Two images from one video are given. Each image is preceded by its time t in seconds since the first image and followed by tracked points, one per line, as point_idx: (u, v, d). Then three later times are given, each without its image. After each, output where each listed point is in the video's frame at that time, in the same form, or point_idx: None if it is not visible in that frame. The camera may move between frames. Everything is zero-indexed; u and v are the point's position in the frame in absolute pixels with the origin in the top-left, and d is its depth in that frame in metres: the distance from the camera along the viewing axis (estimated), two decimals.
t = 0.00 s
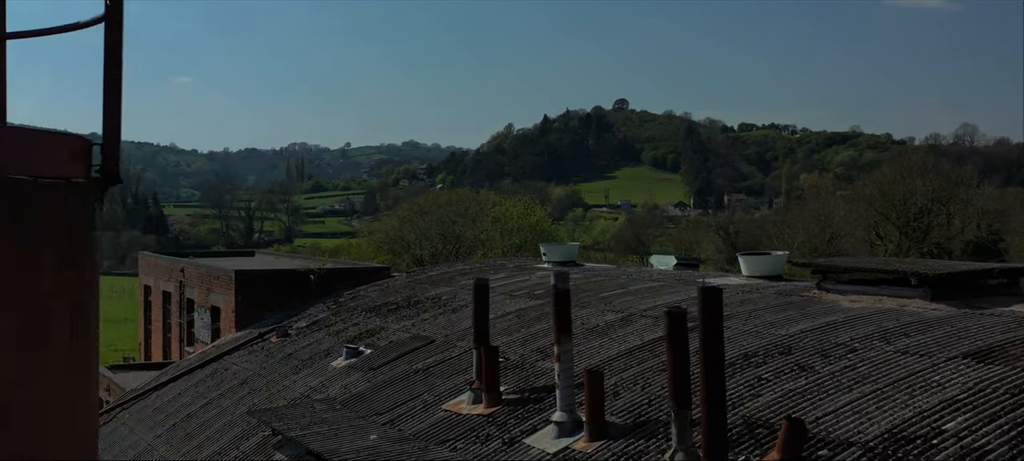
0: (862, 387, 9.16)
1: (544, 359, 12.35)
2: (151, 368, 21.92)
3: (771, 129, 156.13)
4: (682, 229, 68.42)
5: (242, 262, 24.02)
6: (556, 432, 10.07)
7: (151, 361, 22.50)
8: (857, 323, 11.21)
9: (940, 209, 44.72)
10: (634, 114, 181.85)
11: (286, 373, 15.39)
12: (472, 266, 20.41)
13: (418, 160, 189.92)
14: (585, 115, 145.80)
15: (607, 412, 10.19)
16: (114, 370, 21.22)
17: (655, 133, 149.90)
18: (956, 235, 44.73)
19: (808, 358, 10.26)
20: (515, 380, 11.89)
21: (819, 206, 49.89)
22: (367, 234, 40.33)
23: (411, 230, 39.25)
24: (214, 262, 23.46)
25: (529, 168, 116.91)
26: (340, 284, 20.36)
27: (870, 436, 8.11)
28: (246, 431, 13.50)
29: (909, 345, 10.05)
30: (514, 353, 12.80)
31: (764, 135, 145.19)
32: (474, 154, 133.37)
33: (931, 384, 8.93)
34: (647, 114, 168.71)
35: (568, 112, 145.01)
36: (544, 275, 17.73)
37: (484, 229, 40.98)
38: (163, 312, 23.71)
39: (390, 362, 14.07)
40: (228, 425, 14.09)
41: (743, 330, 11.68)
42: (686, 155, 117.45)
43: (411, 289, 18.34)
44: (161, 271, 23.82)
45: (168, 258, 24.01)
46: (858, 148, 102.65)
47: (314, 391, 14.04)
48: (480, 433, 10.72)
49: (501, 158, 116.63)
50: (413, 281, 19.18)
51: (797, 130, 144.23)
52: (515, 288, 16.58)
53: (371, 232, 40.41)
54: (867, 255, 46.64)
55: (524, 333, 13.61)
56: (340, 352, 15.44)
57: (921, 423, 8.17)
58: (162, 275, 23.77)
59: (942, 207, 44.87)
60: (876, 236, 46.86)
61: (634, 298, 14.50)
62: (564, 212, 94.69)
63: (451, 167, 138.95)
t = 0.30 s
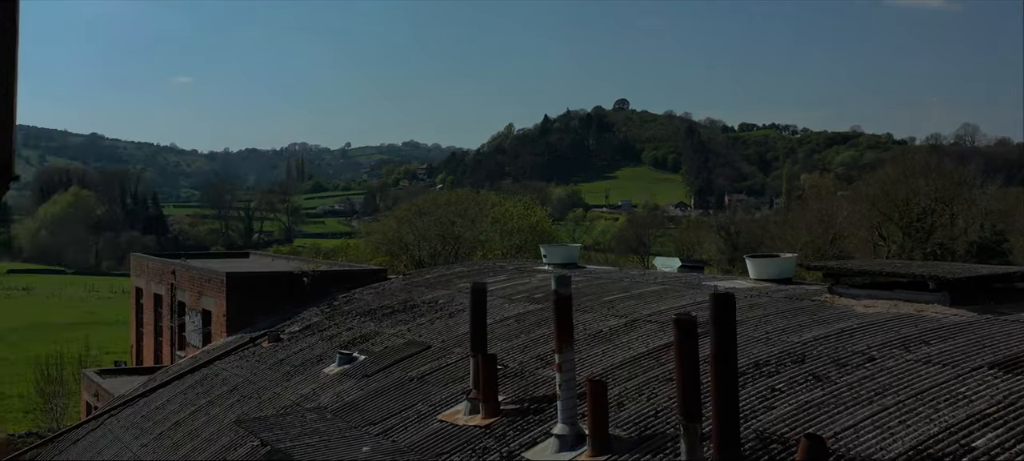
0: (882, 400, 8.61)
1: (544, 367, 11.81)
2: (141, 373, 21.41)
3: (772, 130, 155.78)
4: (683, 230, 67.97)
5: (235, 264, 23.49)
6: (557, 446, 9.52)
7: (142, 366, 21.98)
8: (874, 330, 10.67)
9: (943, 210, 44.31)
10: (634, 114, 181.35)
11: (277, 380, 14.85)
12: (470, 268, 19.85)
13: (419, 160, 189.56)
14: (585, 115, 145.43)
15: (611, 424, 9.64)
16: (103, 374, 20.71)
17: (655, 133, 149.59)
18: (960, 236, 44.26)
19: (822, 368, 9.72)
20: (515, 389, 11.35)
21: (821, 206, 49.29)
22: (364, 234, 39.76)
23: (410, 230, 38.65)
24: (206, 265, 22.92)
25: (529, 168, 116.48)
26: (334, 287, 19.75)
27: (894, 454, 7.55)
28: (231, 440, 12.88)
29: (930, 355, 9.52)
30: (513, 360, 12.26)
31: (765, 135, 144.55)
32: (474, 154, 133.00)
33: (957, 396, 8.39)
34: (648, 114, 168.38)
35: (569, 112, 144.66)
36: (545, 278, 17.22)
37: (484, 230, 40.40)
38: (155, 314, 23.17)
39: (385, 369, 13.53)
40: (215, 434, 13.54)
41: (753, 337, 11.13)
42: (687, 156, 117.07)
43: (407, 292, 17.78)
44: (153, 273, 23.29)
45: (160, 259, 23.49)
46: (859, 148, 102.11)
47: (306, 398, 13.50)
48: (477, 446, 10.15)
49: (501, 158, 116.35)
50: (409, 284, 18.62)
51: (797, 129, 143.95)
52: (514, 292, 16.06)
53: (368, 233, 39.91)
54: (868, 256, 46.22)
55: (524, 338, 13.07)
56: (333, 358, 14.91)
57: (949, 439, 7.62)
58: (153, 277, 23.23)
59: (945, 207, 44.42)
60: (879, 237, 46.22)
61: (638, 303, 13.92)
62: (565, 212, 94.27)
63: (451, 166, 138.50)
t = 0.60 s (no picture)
0: (904, 414, 8.08)
1: (542, 376, 11.26)
2: (131, 377, 20.85)
3: (772, 130, 155.47)
4: (683, 230, 67.61)
5: (228, 265, 22.90)
6: None
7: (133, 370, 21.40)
8: (893, 336, 10.15)
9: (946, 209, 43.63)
10: (635, 114, 180.87)
11: (267, 388, 14.29)
12: (468, 271, 19.31)
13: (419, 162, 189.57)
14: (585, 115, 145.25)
15: (615, 438, 9.06)
16: (91, 379, 20.15)
17: (656, 133, 149.38)
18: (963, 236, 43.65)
19: (840, 378, 9.17)
20: (512, 400, 10.80)
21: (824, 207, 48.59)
22: (363, 236, 39.12)
23: (408, 231, 37.88)
24: (199, 267, 22.34)
25: (529, 168, 116.21)
26: (327, 289, 19.13)
27: None
28: (217, 451, 12.31)
29: (954, 366, 8.99)
30: (511, 368, 11.72)
31: (765, 135, 144.13)
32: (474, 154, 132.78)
33: (986, 412, 7.85)
34: (649, 115, 168.14)
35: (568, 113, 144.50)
36: (545, 281, 16.66)
37: (485, 231, 39.76)
38: (146, 316, 22.60)
39: (378, 377, 12.97)
40: (200, 445, 12.97)
41: (764, 344, 10.57)
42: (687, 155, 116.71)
43: (403, 296, 17.22)
44: (144, 274, 22.72)
45: (152, 261, 22.91)
46: (859, 148, 101.73)
47: (295, 407, 12.95)
48: None
49: (501, 158, 116.05)
50: (405, 287, 18.05)
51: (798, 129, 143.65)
52: (512, 295, 15.51)
53: (366, 234, 39.33)
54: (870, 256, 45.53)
55: (522, 345, 12.51)
56: (325, 365, 14.33)
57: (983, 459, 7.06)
58: (144, 279, 22.66)
59: (948, 207, 43.70)
60: (882, 236, 45.42)
61: (641, 308, 13.35)
62: (565, 212, 93.98)
63: (451, 167, 138.30)
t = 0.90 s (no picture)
0: (933, 431, 7.50)
1: (542, 385, 10.69)
2: (119, 382, 20.30)
3: (773, 129, 154.92)
4: (684, 230, 67.13)
5: (220, 268, 22.34)
6: None
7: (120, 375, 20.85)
8: (914, 345, 9.59)
9: (949, 210, 43.13)
10: (635, 114, 180.22)
11: (255, 396, 13.72)
12: (466, 273, 18.74)
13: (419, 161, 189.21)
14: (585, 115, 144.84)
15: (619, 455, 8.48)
16: (78, 385, 19.62)
17: (656, 133, 148.90)
18: (966, 237, 43.45)
19: (859, 391, 8.61)
20: (510, 411, 10.23)
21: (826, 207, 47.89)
22: (360, 238, 38.41)
23: (405, 232, 37.09)
24: (189, 269, 21.77)
25: (530, 168, 115.75)
26: (321, 292, 18.47)
27: None
28: None
29: (981, 379, 8.43)
30: (509, 377, 11.15)
31: (766, 135, 143.50)
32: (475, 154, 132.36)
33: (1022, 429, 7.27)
34: (650, 115, 167.76)
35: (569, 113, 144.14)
36: (545, 284, 16.11)
37: (483, 231, 39.09)
38: (135, 320, 22.03)
39: (370, 385, 12.40)
40: (184, 456, 12.39)
41: (777, 353, 9.99)
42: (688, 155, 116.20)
43: (398, 300, 16.65)
44: (134, 276, 22.18)
45: (142, 262, 22.36)
46: (860, 148, 101.27)
47: (285, 416, 12.39)
48: None
49: (501, 158, 115.52)
50: (401, 290, 17.47)
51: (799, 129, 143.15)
52: (511, 299, 14.95)
53: (363, 234, 38.69)
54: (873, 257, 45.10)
55: (522, 352, 11.95)
56: (316, 372, 13.77)
57: None
58: (134, 281, 22.11)
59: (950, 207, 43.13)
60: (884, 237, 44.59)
61: (646, 313, 12.78)
62: (565, 212, 93.56)
63: (452, 166, 137.92)
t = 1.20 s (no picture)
0: (966, 451, 6.91)
1: (542, 396, 10.11)
2: (105, 387, 19.71)
3: (773, 129, 154.40)
4: (685, 230, 66.55)
5: (211, 270, 21.69)
6: None
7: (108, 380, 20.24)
8: (937, 354, 9.01)
9: (951, 210, 43.47)
10: (634, 114, 180.34)
11: (242, 405, 13.14)
12: (463, 275, 18.12)
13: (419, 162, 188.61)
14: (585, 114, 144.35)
15: None
16: (63, 390, 19.00)
17: (656, 133, 148.38)
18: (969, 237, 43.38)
19: (880, 404, 8.03)
20: (508, 423, 9.65)
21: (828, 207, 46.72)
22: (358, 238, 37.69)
23: (403, 231, 36.34)
24: (179, 271, 21.18)
25: (530, 168, 115.20)
26: (313, 295, 17.81)
27: None
28: None
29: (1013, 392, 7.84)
30: (507, 387, 10.56)
31: (766, 135, 142.81)
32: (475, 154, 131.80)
33: None
34: (650, 115, 167.31)
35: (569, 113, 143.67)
36: (545, 288, 15.53)
37: (483, 231, 38.34)
38: (125, 323, 21.45)
39: (361, 395, 11.81)
40: None
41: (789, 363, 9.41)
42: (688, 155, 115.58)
43: (392, 304, 16.05)
44: (122, 279, 21.59)
45: (132, 264, 21.78)
46: (860, 148, 100.81)
47: (271, 427, 11.79)
48: None
49: (501, 158, 114.94)
50: (396, 293, 16.88)
51: (799, 129, 142.62)
52: (509, 304, 14.36)
53: (359, 236, 37.91)
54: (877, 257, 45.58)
55: (520, 360, 11.36)
56: (305, 380, 13.18)
57: None
58: (123, 284, 21.52)
59: (953, 207, 43.45)
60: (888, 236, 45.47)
61: (650, 318, 12.19)
62: (565, 212, 93.04)
63: (451, 166, 137.37)
